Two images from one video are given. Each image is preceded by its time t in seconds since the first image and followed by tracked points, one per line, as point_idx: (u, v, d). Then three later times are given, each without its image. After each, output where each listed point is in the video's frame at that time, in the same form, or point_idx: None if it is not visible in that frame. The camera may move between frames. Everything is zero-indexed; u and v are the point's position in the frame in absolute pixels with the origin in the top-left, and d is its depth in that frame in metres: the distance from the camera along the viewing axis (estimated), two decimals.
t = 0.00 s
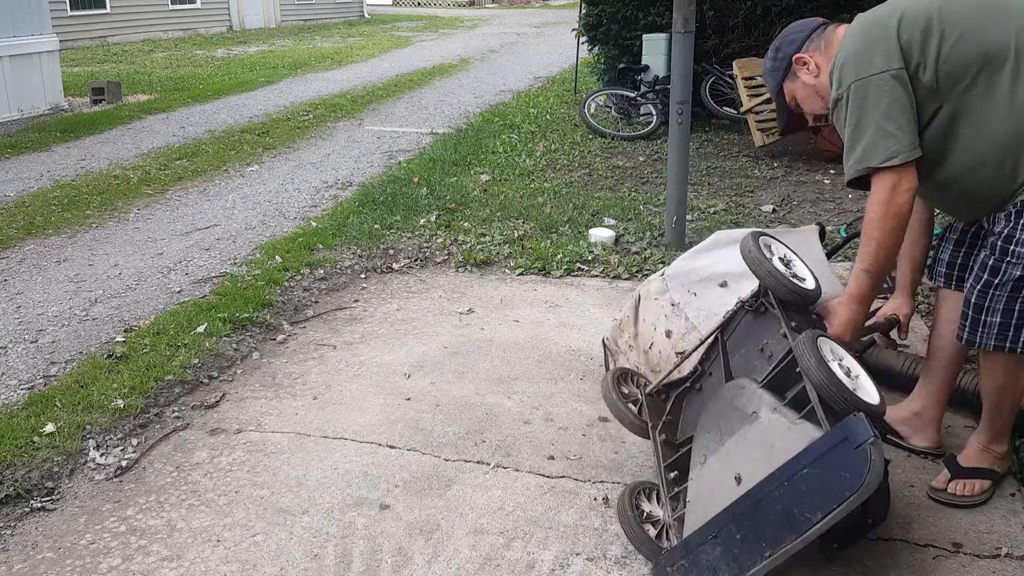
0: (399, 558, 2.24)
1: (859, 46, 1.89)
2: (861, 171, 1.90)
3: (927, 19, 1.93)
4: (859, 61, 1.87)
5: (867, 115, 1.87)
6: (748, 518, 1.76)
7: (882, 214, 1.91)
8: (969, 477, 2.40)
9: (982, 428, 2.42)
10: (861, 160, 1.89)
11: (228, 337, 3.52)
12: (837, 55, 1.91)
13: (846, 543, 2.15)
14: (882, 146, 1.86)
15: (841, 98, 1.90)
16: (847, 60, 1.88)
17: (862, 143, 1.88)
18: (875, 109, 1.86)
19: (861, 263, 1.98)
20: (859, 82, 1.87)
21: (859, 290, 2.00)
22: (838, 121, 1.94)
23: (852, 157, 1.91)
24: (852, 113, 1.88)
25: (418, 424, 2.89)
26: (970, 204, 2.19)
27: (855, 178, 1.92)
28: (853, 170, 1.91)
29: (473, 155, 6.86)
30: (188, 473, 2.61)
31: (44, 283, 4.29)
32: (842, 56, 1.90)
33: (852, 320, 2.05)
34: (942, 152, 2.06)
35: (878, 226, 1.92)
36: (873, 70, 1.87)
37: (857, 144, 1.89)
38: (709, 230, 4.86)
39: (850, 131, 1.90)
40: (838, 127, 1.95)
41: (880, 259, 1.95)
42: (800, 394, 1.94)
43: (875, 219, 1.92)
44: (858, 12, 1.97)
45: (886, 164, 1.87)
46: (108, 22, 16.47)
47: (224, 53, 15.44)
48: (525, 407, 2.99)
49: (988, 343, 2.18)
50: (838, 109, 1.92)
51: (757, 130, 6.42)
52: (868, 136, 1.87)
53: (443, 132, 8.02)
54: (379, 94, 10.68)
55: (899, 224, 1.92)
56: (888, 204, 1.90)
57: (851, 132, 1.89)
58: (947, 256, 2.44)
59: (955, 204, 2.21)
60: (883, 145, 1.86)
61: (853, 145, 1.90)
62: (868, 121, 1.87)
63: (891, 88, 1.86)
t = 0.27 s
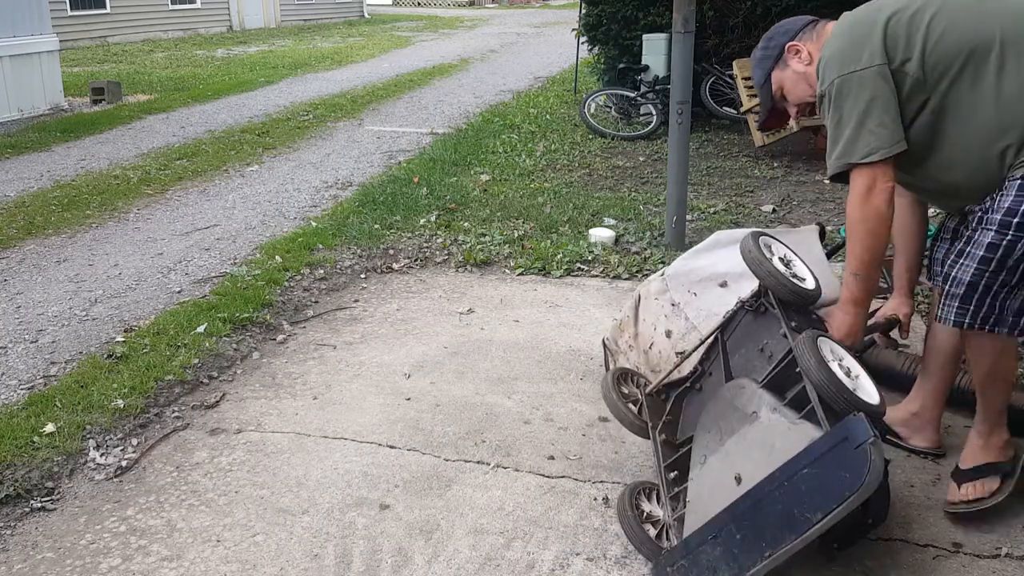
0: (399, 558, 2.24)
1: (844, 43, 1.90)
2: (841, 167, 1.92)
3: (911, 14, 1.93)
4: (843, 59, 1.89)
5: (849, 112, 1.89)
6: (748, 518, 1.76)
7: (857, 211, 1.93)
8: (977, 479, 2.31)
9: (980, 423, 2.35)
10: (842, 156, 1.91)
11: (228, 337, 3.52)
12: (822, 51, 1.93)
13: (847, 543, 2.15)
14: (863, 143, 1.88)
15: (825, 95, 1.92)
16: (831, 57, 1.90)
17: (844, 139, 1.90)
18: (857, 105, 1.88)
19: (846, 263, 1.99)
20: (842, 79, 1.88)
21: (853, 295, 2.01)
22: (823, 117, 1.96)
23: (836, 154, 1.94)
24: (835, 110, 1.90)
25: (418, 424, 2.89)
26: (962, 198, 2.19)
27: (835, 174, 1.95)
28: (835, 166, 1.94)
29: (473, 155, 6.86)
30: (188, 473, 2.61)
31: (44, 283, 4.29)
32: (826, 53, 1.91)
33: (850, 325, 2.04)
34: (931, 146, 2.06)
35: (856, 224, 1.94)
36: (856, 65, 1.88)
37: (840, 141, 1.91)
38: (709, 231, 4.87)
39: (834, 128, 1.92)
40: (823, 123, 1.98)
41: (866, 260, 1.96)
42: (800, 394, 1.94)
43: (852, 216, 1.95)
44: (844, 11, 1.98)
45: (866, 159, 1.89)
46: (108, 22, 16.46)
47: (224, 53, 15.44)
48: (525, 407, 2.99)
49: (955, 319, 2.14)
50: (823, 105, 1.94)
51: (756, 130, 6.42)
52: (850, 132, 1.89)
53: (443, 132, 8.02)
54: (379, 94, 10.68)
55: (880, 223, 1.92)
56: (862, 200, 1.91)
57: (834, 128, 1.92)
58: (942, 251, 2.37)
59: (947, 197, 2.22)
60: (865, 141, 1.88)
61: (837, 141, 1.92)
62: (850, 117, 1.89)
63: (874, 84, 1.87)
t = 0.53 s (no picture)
0: (399, 558, 2.24)
1: (849, 46, 1.84)
2: (852, 176, 1.89)
3: (918, 15, 1.87)
4: (847, 64, 1.83)
5: (855, 119, 1.84)
6: (748, 518, 1.76)
7: (871, 220, 1.90)
8: (969, 558, 2.03)
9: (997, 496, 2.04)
10: (851, 165, 1.87)
11: (228, 337, 3.52)
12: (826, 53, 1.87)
13: (847, 544, 2.15)
14: (868, 150, 1.85)
15: (830, 100, 1.87)
16: (836, 61, 1.84)
17: (850, 147, 1.86)
18: (862, 112, 1.83)
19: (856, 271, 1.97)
20: (847, 84, 1.83)
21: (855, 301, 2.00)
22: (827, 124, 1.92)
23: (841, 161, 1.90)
24: (839, 117, 1.86)
25: (418, 424, 2.89)
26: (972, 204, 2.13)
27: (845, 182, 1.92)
28: (843, 175, 1.90)
29: (473, 155, 6.86)
30: (188, 473, 2.61)
31: (44, 283, 4.29)
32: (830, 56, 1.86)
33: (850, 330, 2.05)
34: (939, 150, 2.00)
35: (870, 233, 1.91)
36: (863, 70, 1.82)
37: (846, 148, 1.87)
38: (709, 231, 4.87)
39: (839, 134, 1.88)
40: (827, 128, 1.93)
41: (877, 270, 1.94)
42: (800, 394, 1.94)
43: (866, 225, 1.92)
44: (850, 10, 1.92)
45: (875, 168, 1.85)
46: (108, 22, 16.46)
47: (224, 53, 15.43)
48: (525, 407, 2.99)
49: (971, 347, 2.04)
50: (828, 110, 1.89)
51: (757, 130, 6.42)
52: (857, 139, 1.85)
53: (443, 132, 8.02)
54: (379, 94, 10.68)
55: (893, 235, 1.90)
56: (875, 210, 1.89)
57: (840, 135, 1.87)
58: (945, 260, 2.38)
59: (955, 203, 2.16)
60: (872, 150, 1.85)
61: (843, 148, 1.88)
62: (856, 124, 1.85)
63: (879, 89, 1.82)
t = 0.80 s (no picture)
0: (399, 558, 2.24)
1: (873, 24, 1.71)
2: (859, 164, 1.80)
3: None
4: (869, 43, 1.70)
5: (870, 104, 1.73)
6: (748, 518, 1.76)
7: (875, 213, 1.83)
8: (966, 560, 2.02)
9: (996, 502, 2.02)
10: (860, 154, 1.79)
11: (228, 337, 3.52)
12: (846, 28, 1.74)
13: (848, 544, 2.15)
14: (880, 138, 1.75)
15: (844, 80, 1.76)
16: (857, 39, 1.71)
17: (861, 133, 1.77)
18: (875, 97, 1.72)
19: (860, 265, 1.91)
20: (866, 66, 1.71)
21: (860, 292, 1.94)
22: (840, 103, 1.80)
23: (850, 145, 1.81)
24: (852, 101, 1.75)
25: (418, 424, 2.89)
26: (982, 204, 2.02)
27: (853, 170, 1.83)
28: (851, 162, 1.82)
29: (473, 155, 6.86)
30: (188, 473, 2.61)
31: (44, 283, 4.29)
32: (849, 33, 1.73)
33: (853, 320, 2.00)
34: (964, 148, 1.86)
35: (874, 229, 1.84)
36: (884, 52, 1.70)
37: (858, 133, 1.77)
38: (709, 231, 4.86)
39: (851, 118, 1.77)
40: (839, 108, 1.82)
41: (880, 264, 1.87)
42: (800, 394, 1.94)
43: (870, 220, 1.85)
44: None
45: (883, 159, 1.77)
46: (108, 22, 16.46)
47: (224, 53, 15.43)
48: (525, 407, 2.99)
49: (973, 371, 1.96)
50: (841, 90, 1.78)
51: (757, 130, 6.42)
52: (869, 126, 1.75)
53: (443, 132, 8.02)
54: (379, 94, 10.68)
55: (895, 232, 1.82)
56: (878, 204, 1.82)
57: (851, 119, 1.77)
58: (956, 282, 2.23)
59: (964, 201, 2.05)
60: (884, 138, 1.75)
61: (853, 133, 1.78)
62: (871, 109, 1.74)
63: (899, 74, 1.71)
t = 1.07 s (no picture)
0: (399, 558, 2.24)
1: None
2: (879, 127, 1.66)
3: None
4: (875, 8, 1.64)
5: (886, 63, 1.63)
6: (748, 518, 1.76)
7: (898, 173, 1.71)
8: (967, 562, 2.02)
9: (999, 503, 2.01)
10: (878, 114, 1.65)
11: (228, 337, 3.52)
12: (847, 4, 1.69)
13: (847, 544, 2.14)
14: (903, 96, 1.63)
15: (853, 50, 1.67)
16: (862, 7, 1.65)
17: (880, 95, 1.65)
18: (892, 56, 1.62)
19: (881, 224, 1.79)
20: (876, 29, 1.63)
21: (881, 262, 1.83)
22: (848, 79, 1.71)
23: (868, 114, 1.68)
24: (865, 64, 1.65)
25: (418, 424, 2.89)
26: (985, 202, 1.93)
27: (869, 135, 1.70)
28: (868, 126, 1.68)
29: (473, 155, 6.86)
30: (188, 473, 2.61)
31: (44, 283, 4.29)
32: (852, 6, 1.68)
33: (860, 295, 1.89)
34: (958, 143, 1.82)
35: (897, 186, 1.72)
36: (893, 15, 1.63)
37: (875, 98, 1.65)
38: (709, 231, 4.86)
39: (866, 85, 1.66)
40: (847, 87, 1.73)
41: (902, 227, 1.75)
42: (800, 394, 1.94)
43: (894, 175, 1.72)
44: None
45: (909, 116, 1.64)
46: (108, 22, 16.46)
47: (224, 53, 15.43)
48: (525, 407, 2.99)
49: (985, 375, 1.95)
50: (849, 64, 1.69)
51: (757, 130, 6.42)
52: (889, 85, 1.63)
53: (443, 132, 8.02)
54: (379, 94, 10.68)
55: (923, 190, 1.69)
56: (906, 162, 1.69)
57: (867, 84, 1.66)
58: (955, 291, 2.11)
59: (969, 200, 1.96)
60: (907, 96, 1.63)
61: (871, 98, 1.66)
62: (889, 68, 1.63)
63: (911, 32, 1.63)
